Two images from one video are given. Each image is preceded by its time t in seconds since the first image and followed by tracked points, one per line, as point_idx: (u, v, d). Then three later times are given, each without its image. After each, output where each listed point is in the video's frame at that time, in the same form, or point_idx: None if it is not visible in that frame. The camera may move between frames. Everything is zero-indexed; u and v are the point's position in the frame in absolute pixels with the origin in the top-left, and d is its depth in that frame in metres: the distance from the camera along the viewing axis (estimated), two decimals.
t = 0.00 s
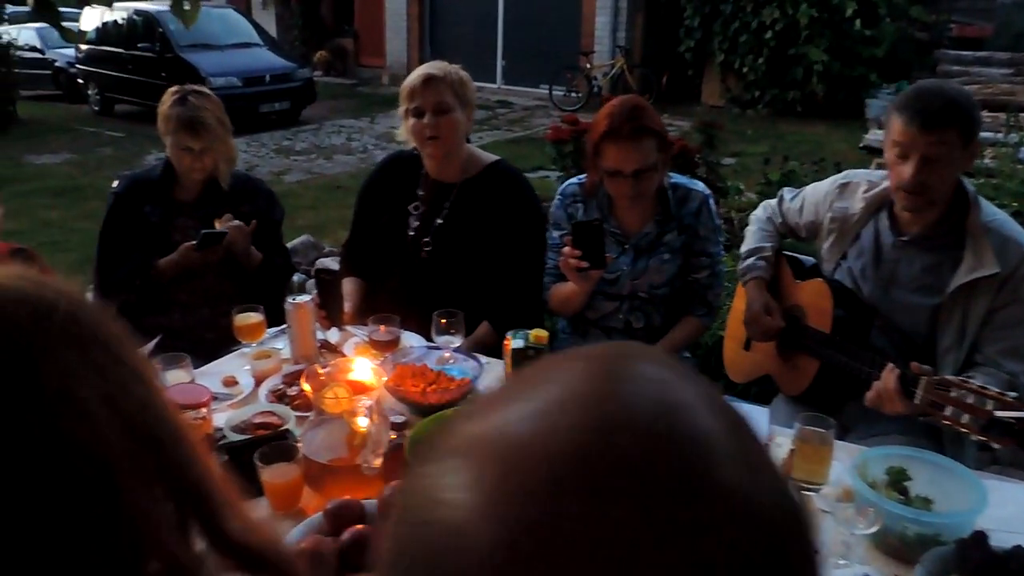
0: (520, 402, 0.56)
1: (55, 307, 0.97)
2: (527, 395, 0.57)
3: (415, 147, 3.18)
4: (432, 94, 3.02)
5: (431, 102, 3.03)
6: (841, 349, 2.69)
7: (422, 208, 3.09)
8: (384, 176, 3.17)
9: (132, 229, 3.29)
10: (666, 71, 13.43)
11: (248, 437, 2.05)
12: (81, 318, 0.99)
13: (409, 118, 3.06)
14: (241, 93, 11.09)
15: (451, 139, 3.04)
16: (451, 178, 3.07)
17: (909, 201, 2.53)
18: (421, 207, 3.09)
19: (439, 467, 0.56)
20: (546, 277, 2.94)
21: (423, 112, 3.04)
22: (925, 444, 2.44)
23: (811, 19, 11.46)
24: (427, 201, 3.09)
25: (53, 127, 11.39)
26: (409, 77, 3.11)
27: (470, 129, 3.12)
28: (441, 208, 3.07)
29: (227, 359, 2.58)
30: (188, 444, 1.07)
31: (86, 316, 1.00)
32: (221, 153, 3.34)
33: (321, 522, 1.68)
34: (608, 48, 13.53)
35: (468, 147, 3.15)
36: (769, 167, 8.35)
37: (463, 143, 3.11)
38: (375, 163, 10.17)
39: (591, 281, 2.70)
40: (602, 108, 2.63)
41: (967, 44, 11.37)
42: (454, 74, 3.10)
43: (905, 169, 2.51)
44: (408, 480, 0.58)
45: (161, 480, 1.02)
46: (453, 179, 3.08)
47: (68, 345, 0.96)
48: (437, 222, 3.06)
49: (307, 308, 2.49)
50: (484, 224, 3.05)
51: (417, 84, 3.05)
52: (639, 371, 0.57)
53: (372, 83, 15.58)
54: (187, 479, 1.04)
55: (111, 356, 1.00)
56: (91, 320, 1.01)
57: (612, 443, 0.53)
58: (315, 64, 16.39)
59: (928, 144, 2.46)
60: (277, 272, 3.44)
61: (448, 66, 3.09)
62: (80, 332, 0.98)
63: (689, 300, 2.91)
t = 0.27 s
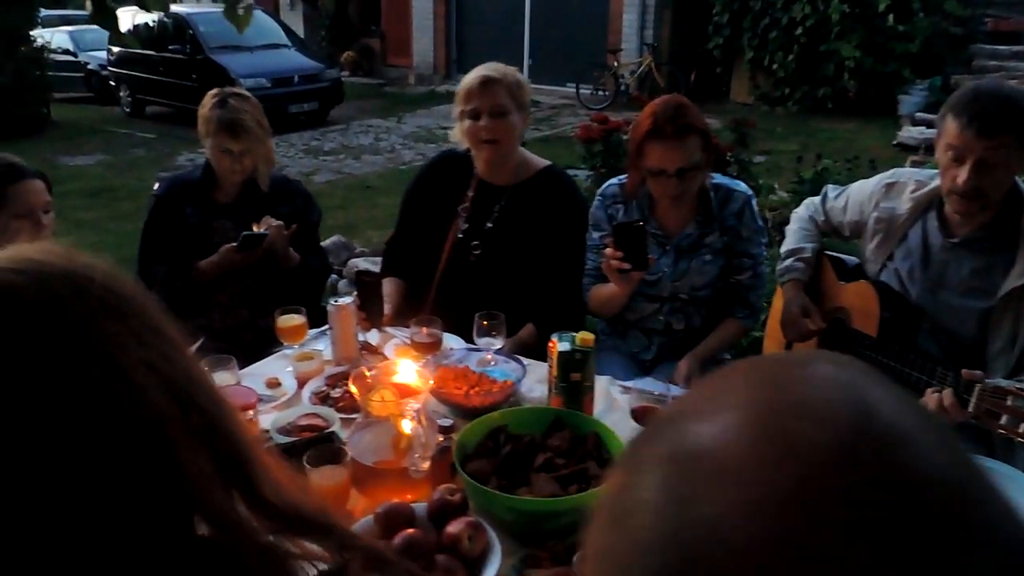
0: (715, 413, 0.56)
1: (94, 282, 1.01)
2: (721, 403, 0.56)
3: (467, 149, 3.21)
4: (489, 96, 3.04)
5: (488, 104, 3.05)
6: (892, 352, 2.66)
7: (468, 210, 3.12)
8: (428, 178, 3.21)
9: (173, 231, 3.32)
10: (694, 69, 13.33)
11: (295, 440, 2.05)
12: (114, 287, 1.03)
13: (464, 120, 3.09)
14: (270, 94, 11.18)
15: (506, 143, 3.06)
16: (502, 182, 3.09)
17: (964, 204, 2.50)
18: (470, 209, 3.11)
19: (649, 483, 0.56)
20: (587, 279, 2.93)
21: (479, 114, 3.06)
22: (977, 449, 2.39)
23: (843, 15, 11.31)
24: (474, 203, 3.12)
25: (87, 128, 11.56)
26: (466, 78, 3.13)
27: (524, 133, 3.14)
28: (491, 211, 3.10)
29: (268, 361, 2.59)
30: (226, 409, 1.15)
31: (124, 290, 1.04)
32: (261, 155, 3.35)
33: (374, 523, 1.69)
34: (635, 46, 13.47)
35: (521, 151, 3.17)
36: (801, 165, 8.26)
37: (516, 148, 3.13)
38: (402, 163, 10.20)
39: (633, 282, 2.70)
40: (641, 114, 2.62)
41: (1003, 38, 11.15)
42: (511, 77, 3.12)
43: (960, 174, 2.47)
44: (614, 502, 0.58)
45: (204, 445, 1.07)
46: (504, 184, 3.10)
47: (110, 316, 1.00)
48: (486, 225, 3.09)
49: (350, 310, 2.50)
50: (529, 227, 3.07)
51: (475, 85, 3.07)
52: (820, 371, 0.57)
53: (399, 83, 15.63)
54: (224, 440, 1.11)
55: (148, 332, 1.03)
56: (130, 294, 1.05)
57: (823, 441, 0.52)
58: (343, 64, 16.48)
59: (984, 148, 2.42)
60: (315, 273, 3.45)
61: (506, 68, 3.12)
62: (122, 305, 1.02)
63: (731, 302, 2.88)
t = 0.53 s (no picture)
0: (817, 401, 0.64)
1: (105, 324, 0.91)
2: (820, 392, 0.65)
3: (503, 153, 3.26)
4: (534, 102, 3.09)
5: (532, 111, 3.10)
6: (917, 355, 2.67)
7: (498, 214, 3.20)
8: (455, 182, 3.28)
9: (193, 234, 3.32)
10: (702, 71, 13.31)
11: (323, 443, 2.05)
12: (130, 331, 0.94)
13: (506, 124, 3.14)
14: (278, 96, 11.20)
15: (545, 150, 3.13)
16: (536, 188, 3.16)
17: (986, 205, 2.51)
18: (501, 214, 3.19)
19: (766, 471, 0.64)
20: (610, 281, 2.92)
21: (522, 120, 3.11)
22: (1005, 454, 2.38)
23: (851, 17, 11.28)
24: (507, 207, 3.20)
25: (96, 130, 11.58)
26: (510, 81, 3.17)
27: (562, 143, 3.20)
28: (523, 217, 3.17)
29: (292, 364, 2.58)
30: (256, 457, 1.07)
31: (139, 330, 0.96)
32: (281, 157, 3.34)
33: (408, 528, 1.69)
34: (643, 48, 13.45)
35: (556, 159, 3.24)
36: (812, 168, 8.23)
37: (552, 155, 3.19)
38: (411, 164, 10.20)
39: (657, 286, 2.71)
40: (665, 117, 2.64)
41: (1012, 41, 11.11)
42: (552, 84, 3.18)
43: (981, 173, 2.47)
44: (735, 489, 0.66)
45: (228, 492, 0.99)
46: (538, 190, 3.17)
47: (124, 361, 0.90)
48: (518, 232, 3.16)
49: (375, 313, 2.50)
50: (561, 232, 3.14)
51: (521, 90, 3.12)
52: (911, 360, 0.65)
53: (406, 85, 15.64)
54: (253, 489, 1.04)
55: (161, 371, 0.94)
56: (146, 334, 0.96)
57: (924, 418, 0.61)
58: (350, 66, 16.49)
59: (1005, 148, 2.41)
60: (334, 275, 3.45)
61: (551, 78, 3.18)
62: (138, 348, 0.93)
63: (754, 306, 2.87)
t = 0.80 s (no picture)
0: (779, 396, 0.65)
1: (128, 368, 0.73)
2: (796, 385, 0.66)
3: (526, 157, 3.29)
4: (561, 109, 3.09)
5: (560, 118, 3.09)
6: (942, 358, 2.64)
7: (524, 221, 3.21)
8: (475, 188, 3.30)
9: (212, 238, 3.32)
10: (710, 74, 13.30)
11: (349, 448, 2.03)
12: (159, 374, 0.76)
13: (532, 130, 3.14)
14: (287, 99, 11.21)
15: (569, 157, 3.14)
16: (558, 194, 3.18)
17: (1006, 205, 2.49)
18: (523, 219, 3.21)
19: (724, 461, 0.66)
20: (630, 286, 2.92)
21: (548, 126, 3.11)
22: None
23: (861, 20, 11.23)
24: (530, 213, 3.21)
25: (105, 133, 11.61)
26: (539, 86, 3.16)
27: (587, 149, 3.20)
28: (544, 223, 3.18)
29: (312, 368, 2.58)
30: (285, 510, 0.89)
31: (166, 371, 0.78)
32: (299, 162, 3.35)
33: (438, 535, 1.68)
34: (651, 51, 13.43)
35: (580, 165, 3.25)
36: (822, 171, 8.21)
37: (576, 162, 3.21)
38: (420, 168, 10.21)
39: (678, 290, 2.69)
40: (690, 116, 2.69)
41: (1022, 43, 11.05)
42: (581, 91, 3.17)
43: (1000, 173, 2.47)
44: (701, 482, 0.68)
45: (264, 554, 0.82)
46: (560, 196, 3.19)
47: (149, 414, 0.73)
48: (540, 238, 3.18)
49: (396, 318, 2.49)
50: (582, 235, 3.14)
51: (550, 96, 3.11)
52: (877, 361, 0.66)
53: (414, 89, 15.65)
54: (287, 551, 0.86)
55: (189, 416, 0.76)
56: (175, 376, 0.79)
57: (877, 407, 0.61)
58: (357, 70, 16.54)
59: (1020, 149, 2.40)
60: (351, 279, 3.45)
61: (579, 84, 3.16)
62: (165, 397, 0.75)
63: (775, 310, 2.86)
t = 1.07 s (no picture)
0: (751, 394, 0.64)
1: (190, 388, 0.82)
2: (767, 382, 0.65)
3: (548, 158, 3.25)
4: (587, 115, 3.05)
5: (584, 122, 3.05)
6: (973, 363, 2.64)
7: (546, 222, 3.19)
8: (498, 188, 3.27)
9: (238, 238, 3.29)
10: (726, 74, 13.22)
11: (384, 449, 2.02)
12: (215, 394, 0.85)
13: (554, 131, 3.11)
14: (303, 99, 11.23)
15: (590, 161, 3.11)
16: (576, 196, 3.16)
17: None
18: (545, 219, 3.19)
19: (691, 457, 0.65)
20: (660, 288, 2.90)
21: (572, 129, 3.07)
22: None
23: (880, 21, 11.13)
24: (550, 213, 3.20)
25: (122, 132, 11.65)
26: (565, 87, 3.11)
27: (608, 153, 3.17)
28: (567, 223, 3.16)
29: (342, 368, 2.57)
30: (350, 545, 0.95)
31: (217, 392, 0.86)
32: (327, 162, 3.33)
33: (477, 538, 1.67)
34: (666, 52, 13.37)
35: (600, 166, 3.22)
36: (841, 173, 8.15)
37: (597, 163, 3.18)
38: (435, 167, 10.19)
39: (710, 293, 2.68)
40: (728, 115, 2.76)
41: None
42: (606, 93, 3.13)
43: None
44: (670, 477, 0.66)
45: None
46: (578, 198, 3.16)
47: (207, 431, 0.81)
48: (561, 237, 3.16)
49: (427, 319, 2.48)
50: (606, 236, 3.13)
51: (575, 99, 3.06)
52: (848, 363, 0.65)
53: (428, 89, 15.63)
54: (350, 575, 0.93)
55: (248, 443, 0.85)
56: (226, 394, 0.87)
57: (852, 408, 0.61)
58: (372, 69, 16.55)
59: None
60: (375, 279, 3.43)
61: (604, 87, 3.12)
62: (222, 416, 0.83)
63: (806, 313, 2.83)
